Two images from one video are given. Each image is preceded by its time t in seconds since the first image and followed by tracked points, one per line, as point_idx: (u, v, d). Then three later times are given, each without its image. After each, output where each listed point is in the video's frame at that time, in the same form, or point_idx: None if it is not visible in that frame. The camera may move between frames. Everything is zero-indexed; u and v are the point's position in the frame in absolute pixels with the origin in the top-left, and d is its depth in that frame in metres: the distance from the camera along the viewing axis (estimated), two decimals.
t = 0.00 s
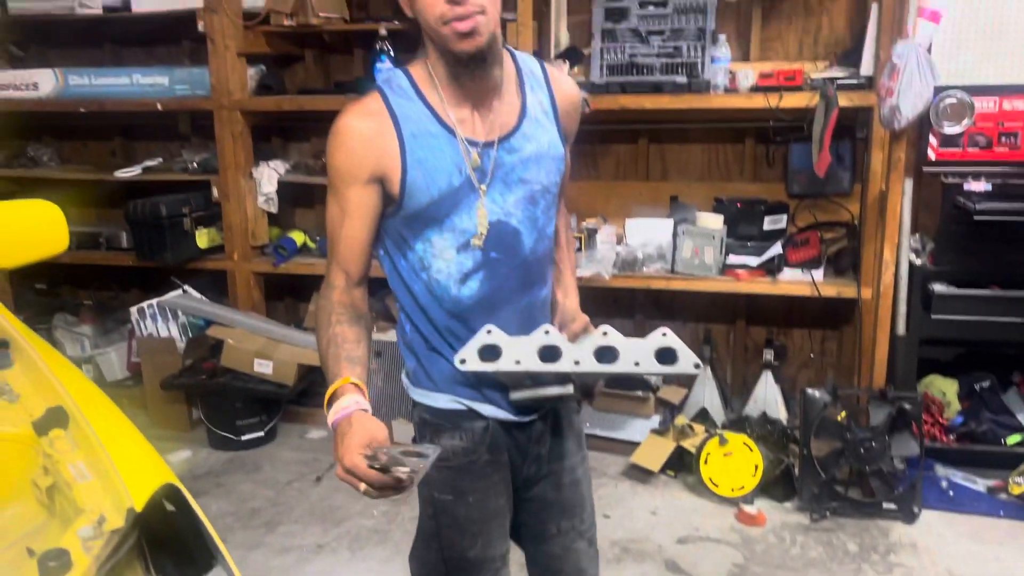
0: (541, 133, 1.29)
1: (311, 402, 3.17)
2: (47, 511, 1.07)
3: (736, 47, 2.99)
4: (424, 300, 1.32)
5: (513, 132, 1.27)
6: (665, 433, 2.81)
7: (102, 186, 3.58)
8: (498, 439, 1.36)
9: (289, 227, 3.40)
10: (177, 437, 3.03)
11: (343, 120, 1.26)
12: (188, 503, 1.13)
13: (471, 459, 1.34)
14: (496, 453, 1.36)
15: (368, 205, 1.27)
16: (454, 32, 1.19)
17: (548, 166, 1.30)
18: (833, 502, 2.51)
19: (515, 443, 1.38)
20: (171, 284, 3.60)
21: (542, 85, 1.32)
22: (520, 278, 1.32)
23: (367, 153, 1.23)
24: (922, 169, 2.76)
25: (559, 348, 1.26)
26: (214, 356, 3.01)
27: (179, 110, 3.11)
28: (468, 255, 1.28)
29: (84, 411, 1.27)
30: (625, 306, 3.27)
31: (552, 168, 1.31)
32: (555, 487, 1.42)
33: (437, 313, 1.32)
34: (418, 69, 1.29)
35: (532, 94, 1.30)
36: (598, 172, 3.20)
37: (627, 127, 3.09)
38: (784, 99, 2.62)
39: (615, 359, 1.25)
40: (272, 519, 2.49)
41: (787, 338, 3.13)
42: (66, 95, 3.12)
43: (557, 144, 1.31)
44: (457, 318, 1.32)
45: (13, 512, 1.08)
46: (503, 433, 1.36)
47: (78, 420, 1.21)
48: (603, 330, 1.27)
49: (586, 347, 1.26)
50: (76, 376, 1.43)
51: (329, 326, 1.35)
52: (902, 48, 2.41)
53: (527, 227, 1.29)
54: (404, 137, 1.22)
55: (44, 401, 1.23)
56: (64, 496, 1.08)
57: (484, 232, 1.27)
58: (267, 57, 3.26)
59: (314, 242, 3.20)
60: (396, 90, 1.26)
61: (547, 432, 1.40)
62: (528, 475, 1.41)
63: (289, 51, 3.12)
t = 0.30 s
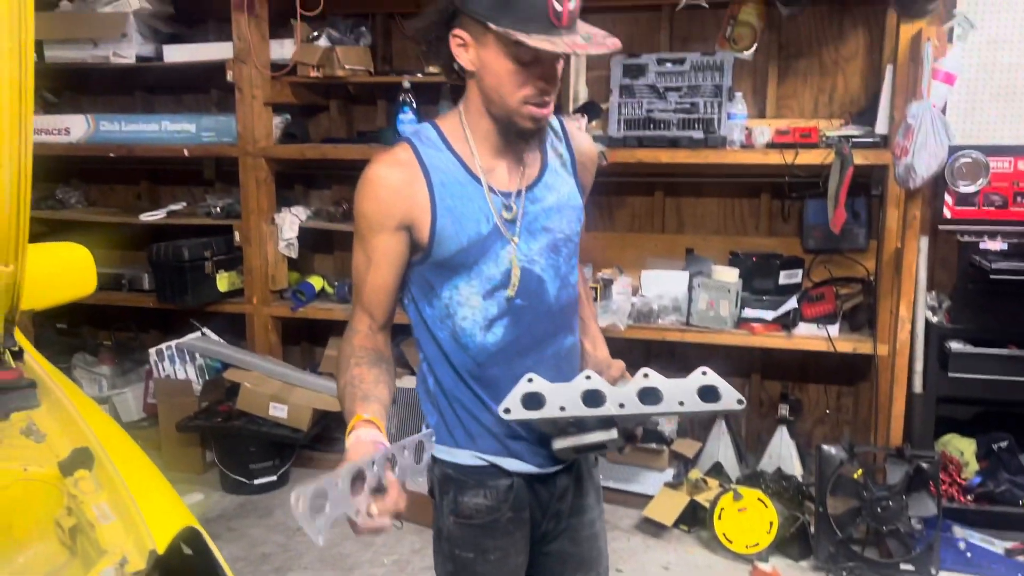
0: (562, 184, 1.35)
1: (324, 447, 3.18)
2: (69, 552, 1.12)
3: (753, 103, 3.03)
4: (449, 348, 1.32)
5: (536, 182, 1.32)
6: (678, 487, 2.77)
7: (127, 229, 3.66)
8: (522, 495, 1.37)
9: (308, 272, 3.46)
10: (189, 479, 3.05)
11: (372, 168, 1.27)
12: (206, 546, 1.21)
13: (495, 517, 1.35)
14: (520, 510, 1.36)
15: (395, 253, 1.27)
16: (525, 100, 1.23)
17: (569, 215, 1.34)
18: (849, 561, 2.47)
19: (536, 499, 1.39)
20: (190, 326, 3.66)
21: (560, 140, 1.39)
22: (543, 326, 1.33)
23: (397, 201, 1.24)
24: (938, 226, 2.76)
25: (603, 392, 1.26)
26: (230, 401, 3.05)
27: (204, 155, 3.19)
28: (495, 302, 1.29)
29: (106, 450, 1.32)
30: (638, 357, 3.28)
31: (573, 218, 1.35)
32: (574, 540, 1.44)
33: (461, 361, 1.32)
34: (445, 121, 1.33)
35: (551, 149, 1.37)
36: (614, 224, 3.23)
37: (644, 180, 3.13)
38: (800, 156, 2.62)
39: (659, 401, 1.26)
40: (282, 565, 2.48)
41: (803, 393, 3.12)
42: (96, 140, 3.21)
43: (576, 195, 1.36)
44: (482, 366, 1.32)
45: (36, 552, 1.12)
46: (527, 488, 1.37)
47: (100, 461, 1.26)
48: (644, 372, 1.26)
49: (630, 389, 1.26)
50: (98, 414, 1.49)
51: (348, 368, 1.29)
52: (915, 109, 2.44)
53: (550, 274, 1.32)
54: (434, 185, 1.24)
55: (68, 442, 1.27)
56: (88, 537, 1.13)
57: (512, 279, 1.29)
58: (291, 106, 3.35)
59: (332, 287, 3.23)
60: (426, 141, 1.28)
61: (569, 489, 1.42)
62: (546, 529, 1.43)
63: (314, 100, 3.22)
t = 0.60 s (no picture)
0: (575, 217, 1.37)
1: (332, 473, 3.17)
2: None
3: (764, 134, 3.05)
4: (465, 380, 1.31)
5: (552, 215, 1.33)
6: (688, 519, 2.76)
7: (141, 253, 3.71)
8: (535, 528, 1.36)
9: (319, 298, 3.49)
10: (197, 504, 3.04)
11: (393, 198, 1.25)
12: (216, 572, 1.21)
13: (508, 551, 1.33)
14: (533, 545, 1.35)
15: (416, 285, 1.25)
16: (558, 138, 1.23)
17: (582, 248, 1.36)
18: None
19: (549, 533, 1.39)
20: (202, 351, 3.69)
21: (573, 173, 1.41)
22: (558, 357, 1.34)
23: (420, 233, 1.22)
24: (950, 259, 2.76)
25: (613, 417, 1.26)
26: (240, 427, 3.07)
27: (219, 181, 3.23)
28: (513, 334, 1.29)
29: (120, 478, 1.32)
30: (648, 386, 3.27)
31: (585, 251, 1.37)
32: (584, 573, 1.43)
33: (478, 393, 1.31)
34: (464, 152, 1.33)
35: (565, 182, 1.39)
36: (625, 254, 3.25)
37: (655, 210, 3.15)
38: (810, 188, 2.64)
39: (669, 424, 1.25)
40: None
41: (814, 425, 3.11)
42: (113, 166, 3.25)
43: (588, 228, 1.38)
44: (498, 398, 1.32)
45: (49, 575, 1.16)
46: (539, 521, 1.37)
47: (113, 485, 1.25)
48: (654, 397, 1.27)
49: (639, 413, 1.26)
50: (116, 443, 1.49)
51: (377, 406, 1.28)
52: (926, 142, 2.41)
53: (566, 307, 1.33)
54: (457, 218, 1.24)
55: (82, 468, 1.28)
56: (99, 561, 1.11)
57: (530, 312, 1.29)
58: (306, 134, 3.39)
59: (344, 313, 3.25)
60: (446, 172, 1.28)
61: (581, 523, 1.42)
62: (557, 563, 1.42)
63: (327, 127, 3.27)
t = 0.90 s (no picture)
0: (582, 229, 1.37)
1: (338, 483, 3.17)
2: None
3: (771, 145, 3.05)
4: (472, 391, 1.31)
5: (561, 226, 1.34)
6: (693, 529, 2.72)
7: (149, 262, 3.73)
8: (540, 540, 1.36)
9: (326, 308, 3.50)
10: (202, 513, 3.05)
11: (405, 206, 1.24)
12: None
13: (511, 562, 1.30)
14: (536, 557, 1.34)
15: (426, 294, 1.25)
16: (576, 152, 1.23)
17: (589, 260, 1.37)
18: None
19: (553, 543, 1.40)
20: (208, 360, 3.70)
21: (582, 185, 1.42)
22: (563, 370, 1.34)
23: (432, 241, 1.22)
24: (957, 270, 2.75)
25: (611, 405, 1.27)
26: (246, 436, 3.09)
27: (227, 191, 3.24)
28: (521, 345, 1.29)
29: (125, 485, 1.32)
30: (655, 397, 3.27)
31: (592, 263, 1.37)
32: None
33: (484, 404, 1.31)
34: (475, 161, 1.33)
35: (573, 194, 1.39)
36: (631, 264, 3.24)
37: (661, 221, 3.15)
38: (817, 200, 2.63)
39: (669, 412, 1.25)
40: None
41: (821, 437, 3.10)
42: (121, 175, 3.27)
43: (595, 240, 1.39)
44: (504, 409, 1.31)
45: None
46: (542, 530, 1.37)
47: (119, 492, 1.25)
48: (653, 391, 1.29)
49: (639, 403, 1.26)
50: (120, 450, 1.49)
51: (389, 416, 1.27)
52: (934, 154, 2.40)
53: (572, 319, 1.33)
54: (469, 227, 1.24)
55: (88, 475, 1.28)
56: (104, 569, 1.11)
57: (537, 324, 1.30)
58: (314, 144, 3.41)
59: (350, 322, 3.26)
60: (458, 180, 1.28)
61: (585, 533, 1.42)
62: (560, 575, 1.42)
63: (335, 137, 3.28)
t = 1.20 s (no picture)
0: (582, 230, 1.37)
1: (340, 484, 3.17)
2: None
3: (775, 146, 3.04)
4: (471, 391, 1.31)
5: (561, 227, 1.33)
6: (697, 531, 2.72)
7: (153, 263, 3.74)
8: (541, 542, 1.36)
9: (329, 308, 3.50)
10: (205, 514, 3.05)
11: (405, 206, 1.24)
12: None
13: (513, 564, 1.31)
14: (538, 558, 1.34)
15: (425, 294, 1.24)
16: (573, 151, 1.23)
17: (588, 261, 1.36)
18: None
19: (554, 544, 1.38)
20: (212, 360, 3.71)
21: (582, 186, 1.41)
22: (562, 371, 1.34)
23: (431, 241, 1.22)
24: (962, 271, 2.74)
25: (613, 404, 1.26)
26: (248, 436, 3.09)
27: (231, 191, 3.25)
28: (520, 347, 1.29)
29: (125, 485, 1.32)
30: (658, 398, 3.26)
31: (592, 264, 1.37)
32: None
33: (483, 405, 1.31)
34: (475, 161, 1.33)
35: (573, 195, 1.39)
36: (634, 265, 3.24)
37: (665, 222, 3.15)
38: (821, 201, 2.62)
39: (670, 410, 1.25)
40: None
41: (825, 439, 3.09)
42: (125, 176, 3.28)
43: (594, 240, 1.39)
44: (503, 410, 1.31)
45: None
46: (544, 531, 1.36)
47: (119, 491, 1.25)
48: (655, 388, 1.29)
49: (640, 402, 1.27)
50: (121, 449, 1.49)
51: (387, 415, 1.27)
52: (938, 154, 2.39)
53: (571, 320, 1.33)
54: (469, 228, 1.24)
55: (88, 475, 1.28)
56: (104, 569, 1.11)
57: (536, 325, 1.29)
58: (317, 145, 3.41)
59: (353, 323, 3.26)
60: (458, 181, 1.28)
61: (586, 534, 1.41)
62: None
63: (338, 138, 3.29)
